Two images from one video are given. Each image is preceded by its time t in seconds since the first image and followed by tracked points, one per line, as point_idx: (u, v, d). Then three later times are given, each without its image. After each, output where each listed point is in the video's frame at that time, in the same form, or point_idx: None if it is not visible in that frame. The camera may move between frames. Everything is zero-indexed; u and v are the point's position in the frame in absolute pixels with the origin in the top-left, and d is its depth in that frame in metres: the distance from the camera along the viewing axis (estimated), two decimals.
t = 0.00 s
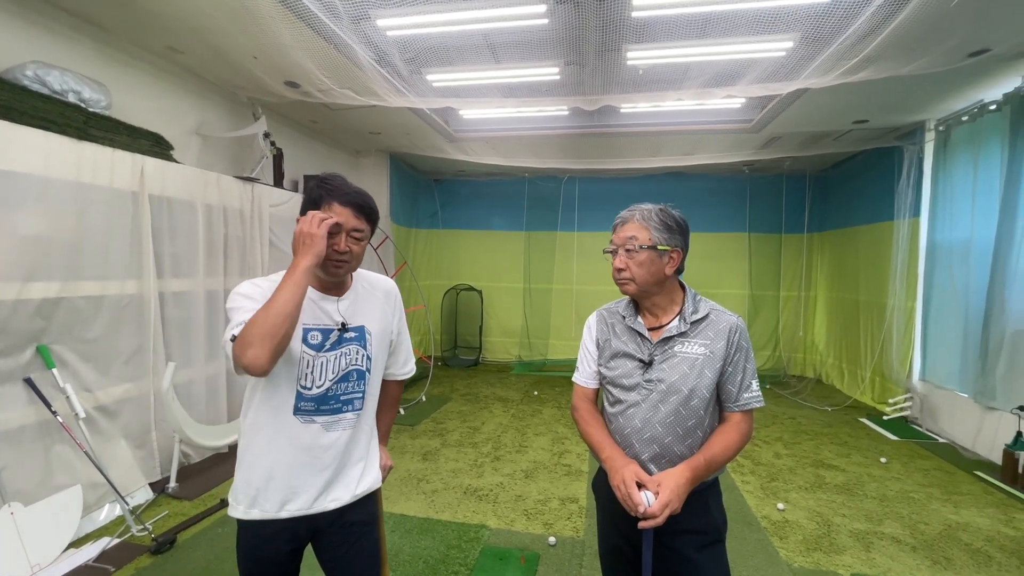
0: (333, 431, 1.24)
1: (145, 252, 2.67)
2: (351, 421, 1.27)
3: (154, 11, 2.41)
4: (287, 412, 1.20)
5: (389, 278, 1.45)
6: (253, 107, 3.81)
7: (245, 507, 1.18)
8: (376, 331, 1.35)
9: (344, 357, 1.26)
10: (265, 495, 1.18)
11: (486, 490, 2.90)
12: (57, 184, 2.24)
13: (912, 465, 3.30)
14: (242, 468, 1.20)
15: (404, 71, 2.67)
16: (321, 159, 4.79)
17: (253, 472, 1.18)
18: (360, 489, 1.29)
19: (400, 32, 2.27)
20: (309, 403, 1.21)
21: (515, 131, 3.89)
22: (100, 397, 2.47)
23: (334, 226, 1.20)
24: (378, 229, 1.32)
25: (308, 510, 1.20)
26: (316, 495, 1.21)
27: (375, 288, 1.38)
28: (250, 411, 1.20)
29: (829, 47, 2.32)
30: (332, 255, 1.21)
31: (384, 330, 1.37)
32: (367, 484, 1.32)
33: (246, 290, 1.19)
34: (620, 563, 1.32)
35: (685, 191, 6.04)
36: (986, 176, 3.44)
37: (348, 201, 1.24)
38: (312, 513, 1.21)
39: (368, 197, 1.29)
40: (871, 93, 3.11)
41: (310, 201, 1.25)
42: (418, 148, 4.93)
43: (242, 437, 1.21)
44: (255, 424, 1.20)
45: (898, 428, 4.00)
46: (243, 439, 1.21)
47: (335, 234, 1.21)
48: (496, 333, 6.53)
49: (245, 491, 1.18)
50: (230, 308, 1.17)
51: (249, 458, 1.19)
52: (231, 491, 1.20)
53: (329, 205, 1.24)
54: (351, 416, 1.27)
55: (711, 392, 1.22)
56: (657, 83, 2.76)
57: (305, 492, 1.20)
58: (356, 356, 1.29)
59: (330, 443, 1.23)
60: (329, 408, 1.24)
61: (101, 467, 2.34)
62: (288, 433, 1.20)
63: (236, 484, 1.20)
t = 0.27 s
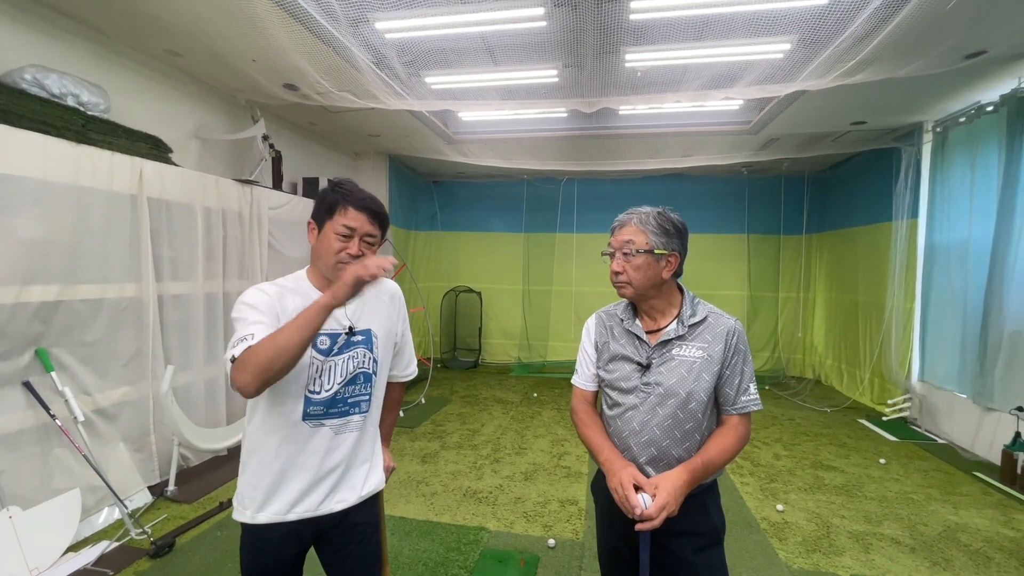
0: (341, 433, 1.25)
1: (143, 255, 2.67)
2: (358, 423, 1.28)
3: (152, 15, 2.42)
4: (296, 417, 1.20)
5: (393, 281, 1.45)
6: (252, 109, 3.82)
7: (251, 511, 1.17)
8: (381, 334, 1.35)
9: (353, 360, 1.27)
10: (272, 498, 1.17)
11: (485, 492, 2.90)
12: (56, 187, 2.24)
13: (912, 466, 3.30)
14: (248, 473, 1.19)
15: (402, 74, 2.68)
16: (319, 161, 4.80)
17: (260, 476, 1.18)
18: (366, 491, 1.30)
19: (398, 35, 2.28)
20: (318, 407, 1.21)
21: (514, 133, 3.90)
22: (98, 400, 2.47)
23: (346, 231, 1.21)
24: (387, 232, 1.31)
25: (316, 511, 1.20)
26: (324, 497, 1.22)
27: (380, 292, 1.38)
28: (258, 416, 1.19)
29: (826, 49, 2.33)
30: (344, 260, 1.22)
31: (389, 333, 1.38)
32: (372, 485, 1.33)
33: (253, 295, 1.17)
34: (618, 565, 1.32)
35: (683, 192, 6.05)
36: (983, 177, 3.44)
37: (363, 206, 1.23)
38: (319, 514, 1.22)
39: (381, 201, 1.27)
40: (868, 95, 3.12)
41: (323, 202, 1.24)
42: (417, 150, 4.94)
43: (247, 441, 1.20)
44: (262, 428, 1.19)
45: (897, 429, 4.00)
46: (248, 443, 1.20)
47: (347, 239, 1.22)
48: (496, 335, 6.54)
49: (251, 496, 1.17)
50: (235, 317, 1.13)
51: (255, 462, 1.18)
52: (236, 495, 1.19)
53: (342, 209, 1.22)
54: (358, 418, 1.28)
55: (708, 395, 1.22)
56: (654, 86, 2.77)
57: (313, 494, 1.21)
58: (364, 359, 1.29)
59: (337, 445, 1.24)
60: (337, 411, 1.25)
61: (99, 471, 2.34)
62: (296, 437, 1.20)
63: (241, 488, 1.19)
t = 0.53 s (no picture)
0: (343, 433, 1.25)
1: (144, 258, 2.67)
2: (359, 423, 1.28)
3: (152, 17, 2.42)
4: (298, 415, 1.20)
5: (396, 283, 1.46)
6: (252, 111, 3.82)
7: (252, 509, 1.17)
8: (384, 335, 1.35)
9: (355, 360, 1.27)
10: (273, 497, 1.17)
11: (486, 494, 2.89)
12: (56, 190, 2.24)
13: (912, 467, 3.30)
14: (249, 470, 1.19)
15: (402, 76, 2.68)
16: (319, 163, 4.80)
17: (261, 474, 1.17)
18: (366, 491, 1.30)
19: (398, 37, 2.28)
20: (320, 406, 1.22)
21: (514, 135, 3.90)
22: (99, 403, 2.47)
23: (352, 235, 1.22)
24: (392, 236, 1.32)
25: (316, 511, 1.20)
26: (324, 497, 1.21)
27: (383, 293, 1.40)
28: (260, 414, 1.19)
29: (825, 51, 2.33)
30: (350, 264, 1.23)
31: (391, 334, 1.39)
32: (373, 485, 1.32)
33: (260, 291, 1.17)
34: (619, 566, 1.32)
35: (683, 193, 6.05)
36: (982, 178, 3.45)
37: (369, 210, 1.24)
38: (320, 514, 1.22)
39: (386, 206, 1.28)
40: (867, 96, 3.13)
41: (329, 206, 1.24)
42: (418, 152, 4.94)
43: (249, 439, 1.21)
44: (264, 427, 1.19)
45: (897, 430, 4.01)
46: (250, 441, 1.20)
47: (353, 243, 1.22)
48: (496, 336, 6.54)
49: (252, 494, 1.17)
50: (245, 304, 1.15)
51: (257, 460, 1.18)
52: (237, 493, 1.19)
53: (349, 213, 1.23)
54: (359, 418, 1.28)
55: (710, 396, 1.22)
56: (654, 87, 2.77)
57: (313, 493, 1.20)
58: (367, 359, 1.29)
59: (339, 445, 1.24)
60: (339, 410, 1.25)
61: (100, 473, 2.33)
62: (298, 436, 1.20)
63: (242, 486, 1.19)
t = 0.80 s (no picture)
0: (339, 433, 1.25)
1: (145, 259, 2.67)
2: (356, 423, 1.28)
3: (153, 20, 2.43)
4: (295, 415, 1.20)
5: (390, 285, 1.48)
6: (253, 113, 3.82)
7: (250, 511, 1.17)
8: (379, 335, 1.36)
9: (351, 360, 1.27)
10: (271, 498, 1.18)
11: (487, 495, 2.89)
12: (58, 191, 2.25)
13: (912, 467, 3.30)
14: (247, 472, 1.19)
15: (403, 78, 2.69)
16: (320, 165, 4.81)
17: (259, 475, 1.18)
18: (364, 492, 1.30)
19: (399, 40, 2.29)
20: (317, 406, 1.22)
21: (514, 137, 3.91)
22: (100, 405, 2.47)
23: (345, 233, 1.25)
24: (385, 236, 1.36)
25: (314, 512, 1.20)
26: (322, 497, 1.22)
27: (377, 294, 1.41)
28: (257, 415, 1.20)
29: (824, 53, 2.34)
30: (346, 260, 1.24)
31: (387, 334, 1.39)
32: (371, 486, 1.33)
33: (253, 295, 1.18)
34: (621, 567, 1.33)
35: (683, 195, 6.06)
36: (981, 179, 3.46)
37: (361, 208, 1.28)
38: (318, 515, 1.22)
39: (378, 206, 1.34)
40: (867, 98, 3.14)
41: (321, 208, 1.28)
42: (418, 154, 4.95)
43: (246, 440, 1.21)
44: (262, 427, 1.20)
45: (898, 431, 4.01)
46: (248, 443, 1.21)
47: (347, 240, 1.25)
48: (496, 338, 6.54)
49: (250, 495, 1.17)
50: (233, 310, 1.16)
51: (255, 461, 1.19)
52: (236, 495, 1.20)
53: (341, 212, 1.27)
54: (356, 418, 1.28)
55: (712, 398, 1.22)
56: (654, 89, 2.78)
57: (311, 494, 1.21)
58: (363, 359, 1.30)
59: (336, 445, 1.24)
60: (336, 410, 1.25)
61: (101, 475, 2.33)
62: (295, 436, 1.20)
63: (240, 487, 1.20)
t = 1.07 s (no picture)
0: (334, 434, 1.25)
1: (145, 261, 2.67)
2: (352, 424, 1.28)
3: (154, 21, 2.43)
4: (288, 417, 1.20)
5: (383, 286, 1.48)
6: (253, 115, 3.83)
7: (246, 515, 1.17)
8: (373, 335, 1.36)
9: (345, 360, 1.27)
10: (267, 501, 1.18)
11: (487, 497, 2.89)
12: (58, 193, 2.25)
13: (913, 469, 3.30)
14: (242, 475, 1.19)
15: (403, 80, 2.69)
16: (320, 167, 4.81)
17: (254, 479, 1.18)
18: (361, 493, 1.30)
19: (399, 42, 2.29)
20: (311, 408, 1.22)
21: (514, 138, 3.91)
22: (99, 407, 2.46)
23: (324, 226, 1.28)
24: (366, 227, 1.38)
25: (310, 514, 1.20)
26: (318, 499, 1.22)
27: (370, 294, 1.41)
28: (251, 418, 1.20)
29: (824, 54, 2.34)
30: (329, 251, 1.26)
31: (381, 334, 1.39)
32: (368, 488, 1.32)
33: (241, 302, 1.19)
34: (621, 568, 1.33)
35: (683, 196, 6.06)
36: (980, 180, 3.47)
37: (335, 200, 1.31)
38: (314, 517, 1.21)
39: (355, 200, 1.37)
40: (866, 99, 3.14)
41: (299, 210, 1.32)
42: (417, 155, 4.96)
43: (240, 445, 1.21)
44: (256, 431, 1.20)
45: (898, 432, 4.01)
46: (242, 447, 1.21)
47: (327, 232, 1.28)
48: (496, 339, 6.54)
49: (246, 499, 1.17)
50: (221, 325, 1.15)
51: (250, 464, 1.19)
52: (232, 499, 1.20)
53: (316, 208, 1.30)
54: (352, 418, 1.28)
55: (713, 399, 1.22)
56: (654, 90, 2.78)
57: (307, 496, 1.21)
58: (356, 359, 1.29)
59: (331, 446, 1.24)
60: (331, 411, 1.25)
61: (100, 477, 2.33)
62: (289, 439, 1.20)
63: (236, 491, 1.20)
